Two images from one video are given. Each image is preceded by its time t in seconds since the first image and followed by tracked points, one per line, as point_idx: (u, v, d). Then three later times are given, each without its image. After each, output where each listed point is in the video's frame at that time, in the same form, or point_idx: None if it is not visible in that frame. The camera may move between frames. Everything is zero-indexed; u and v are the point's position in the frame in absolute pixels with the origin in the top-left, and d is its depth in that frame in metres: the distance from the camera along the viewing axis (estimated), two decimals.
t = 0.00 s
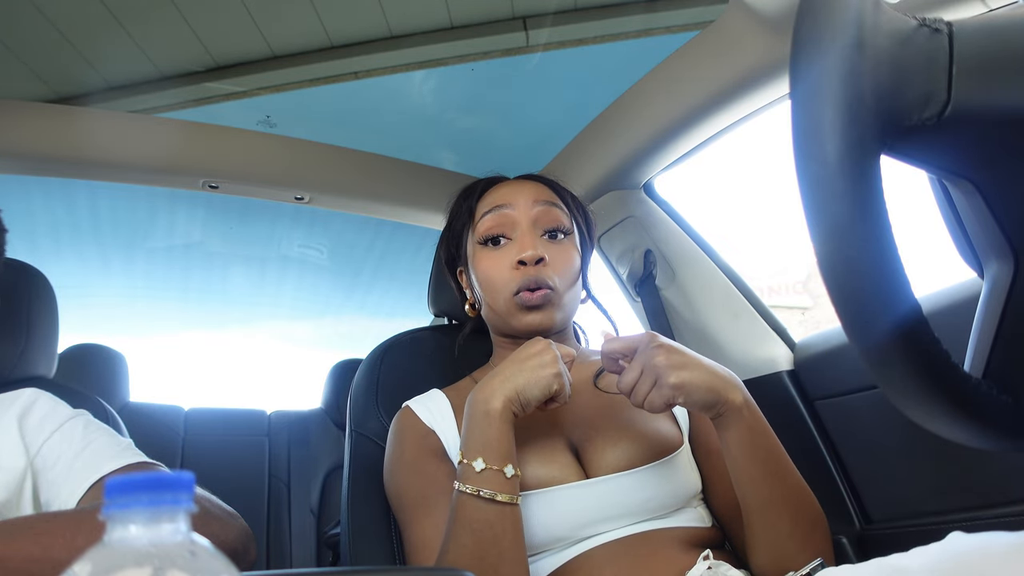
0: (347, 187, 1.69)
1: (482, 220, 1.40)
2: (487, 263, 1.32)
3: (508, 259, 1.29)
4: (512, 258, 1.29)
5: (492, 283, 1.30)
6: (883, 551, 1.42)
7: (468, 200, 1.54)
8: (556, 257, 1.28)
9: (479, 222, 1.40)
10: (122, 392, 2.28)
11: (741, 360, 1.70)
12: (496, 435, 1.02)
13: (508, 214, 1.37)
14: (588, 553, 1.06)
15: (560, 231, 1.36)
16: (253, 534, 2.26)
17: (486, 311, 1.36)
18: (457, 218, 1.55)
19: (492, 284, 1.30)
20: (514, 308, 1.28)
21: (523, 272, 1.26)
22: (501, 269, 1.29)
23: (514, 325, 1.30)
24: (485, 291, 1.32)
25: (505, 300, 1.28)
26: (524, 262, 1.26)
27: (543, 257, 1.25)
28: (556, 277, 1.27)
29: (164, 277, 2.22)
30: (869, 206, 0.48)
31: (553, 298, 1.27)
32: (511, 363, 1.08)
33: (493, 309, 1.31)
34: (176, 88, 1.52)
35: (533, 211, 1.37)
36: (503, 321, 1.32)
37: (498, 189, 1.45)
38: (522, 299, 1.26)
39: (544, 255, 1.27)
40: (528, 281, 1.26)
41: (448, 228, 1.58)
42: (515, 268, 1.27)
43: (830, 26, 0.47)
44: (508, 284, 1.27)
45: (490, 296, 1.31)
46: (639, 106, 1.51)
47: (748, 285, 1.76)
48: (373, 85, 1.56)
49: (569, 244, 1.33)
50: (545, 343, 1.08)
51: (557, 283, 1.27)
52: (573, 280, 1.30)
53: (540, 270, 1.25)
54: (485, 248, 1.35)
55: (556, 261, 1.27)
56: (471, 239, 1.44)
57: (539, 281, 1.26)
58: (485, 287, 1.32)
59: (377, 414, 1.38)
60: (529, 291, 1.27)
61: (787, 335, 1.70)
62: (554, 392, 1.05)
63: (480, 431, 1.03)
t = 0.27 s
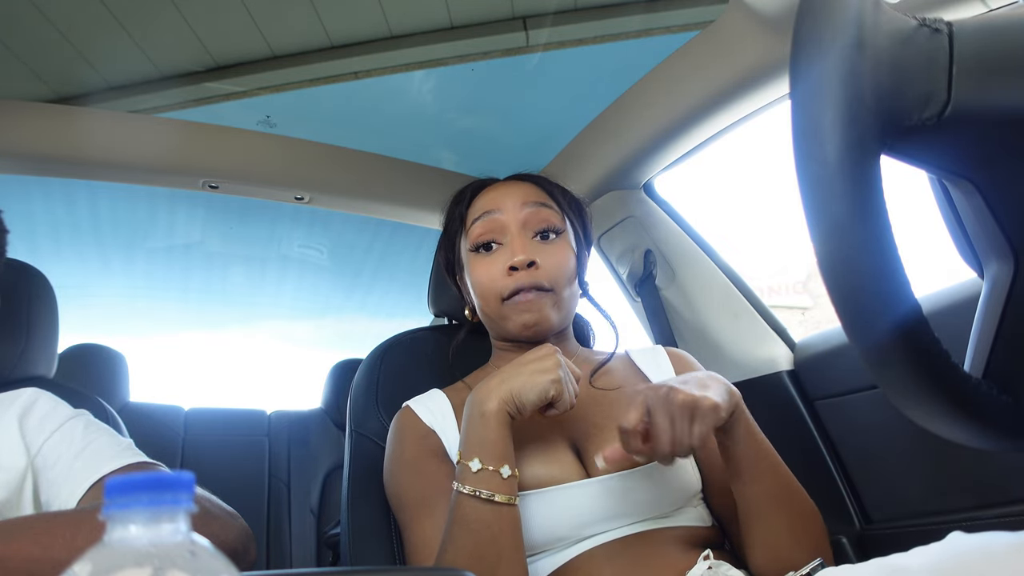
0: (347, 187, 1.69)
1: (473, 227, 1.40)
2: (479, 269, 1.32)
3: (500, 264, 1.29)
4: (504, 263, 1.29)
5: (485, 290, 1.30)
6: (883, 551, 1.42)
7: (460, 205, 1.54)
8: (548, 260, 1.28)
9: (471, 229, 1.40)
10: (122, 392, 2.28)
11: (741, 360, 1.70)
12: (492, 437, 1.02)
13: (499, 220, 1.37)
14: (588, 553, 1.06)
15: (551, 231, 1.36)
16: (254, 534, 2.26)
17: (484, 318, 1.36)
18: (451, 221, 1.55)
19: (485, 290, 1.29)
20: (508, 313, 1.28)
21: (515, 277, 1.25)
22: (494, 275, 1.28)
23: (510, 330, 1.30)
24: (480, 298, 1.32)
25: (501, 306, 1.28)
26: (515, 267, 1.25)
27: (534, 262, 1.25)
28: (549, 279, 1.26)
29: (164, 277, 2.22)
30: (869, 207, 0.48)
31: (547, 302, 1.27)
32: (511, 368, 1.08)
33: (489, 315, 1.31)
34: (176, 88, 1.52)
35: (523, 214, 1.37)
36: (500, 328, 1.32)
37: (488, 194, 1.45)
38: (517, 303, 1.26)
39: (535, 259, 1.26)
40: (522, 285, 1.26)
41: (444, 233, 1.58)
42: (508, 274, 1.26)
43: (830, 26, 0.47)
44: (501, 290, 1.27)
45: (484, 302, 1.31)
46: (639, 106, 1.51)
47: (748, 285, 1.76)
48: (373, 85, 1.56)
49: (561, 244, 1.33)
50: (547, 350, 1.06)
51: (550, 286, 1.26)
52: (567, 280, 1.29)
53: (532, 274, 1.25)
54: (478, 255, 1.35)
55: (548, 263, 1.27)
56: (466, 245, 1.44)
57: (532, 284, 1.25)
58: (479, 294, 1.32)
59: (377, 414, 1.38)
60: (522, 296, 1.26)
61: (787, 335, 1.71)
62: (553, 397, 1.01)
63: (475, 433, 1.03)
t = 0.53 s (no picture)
0: (347, 187, 1.69)
1: (475, 226, 1.40)
2: (481, 269, 1.32)
3: (502, 265, 1.29)
4: (506, 264, 1.29)
5: (486, 290, 1.30)
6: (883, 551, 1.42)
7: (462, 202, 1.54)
8: (550, 261, 1.28)
9: (473, 228, 1.41)
10: (123, 392, 2.28)
11: (741, 361, 1.70)
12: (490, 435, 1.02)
13: (500, 219, 1.37)
14: (587, 553, 1.06)
15: (553, 232, 1.36)
16: (254, 535, 2.26)
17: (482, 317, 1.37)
18: (451, 220, 1.55)
19: (486, 291, 1.30)
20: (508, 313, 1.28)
21: (517, 278, 1.26)
22: (495, 276, 1.29)
23: (509, 331, 1.30)
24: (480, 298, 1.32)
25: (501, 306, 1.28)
26: (517, 269, 1.26)
27: (536, 264, 1.25)
28: (550, 282, 1.26)
29: (164, 277, 2.22)
30: (869, 207, 0.48)
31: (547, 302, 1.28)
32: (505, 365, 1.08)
33: (488, 315, 1.32)
34: (177, 88, 1.52)
35: (525, 215, 1.37)
36: (497, 327, 1.32)
37: (489, 194, 1.45)
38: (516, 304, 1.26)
39: (537, 261, 1.27)
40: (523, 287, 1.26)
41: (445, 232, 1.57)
42: (509, 274, 1.27)
43: (830, 26, 0.47)
44: (502, 291, 1.27)
45: (484, 302, 1.31)
46: (639, 106, 1.51)
47: (748, 285, 1.76)
48: (373, 84, 1.56)
49: (563, 246, 1.33)
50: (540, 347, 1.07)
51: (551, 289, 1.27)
52: (568, 283, 1.29)
53: (534, 276, 1.25)
54: (479, 254, 1.36)
55: (550, 265, 1.27)
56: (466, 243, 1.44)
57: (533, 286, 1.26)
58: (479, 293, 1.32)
59: (377, 414, 1.38)
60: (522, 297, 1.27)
61: (787, 335, 1.71)
62: (549, 393, 1.03)
63: (473, 431, 1.03)
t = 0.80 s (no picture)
0: (347, 187, 1.69)
1: (477, 224, 1.40)
2: (482, 266, 1.32)
3: (504, 261, 1.29)
4: (508, 260, 1.29)
5: (488, 286, 1.30)
6: (883, 551, 1.42)
7: (463, 202, 1.54)
8: (553, 259, 1.28)
9: (476, 225, 1.41)
10: (123, 392, 2.28)
11: (741, 360, 1.70)
12: (492, 436, 1.02)
13: (503, 217, 1.37)
14: (587, 552, 1.06)
15: (555, 231, 1.37)
16: (254, 535, 2.26)
17: (483, 316, 1.36)
18: (452, 220, 1.55)
19: (487, 287, 1.30)
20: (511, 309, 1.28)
21: (519, 274, 1.26)
22: (497, 272, 1.29)
23: (511, 327, 1.30)
24: (481, 295, 1.32)
25: (503, 302, 1.28)
26: (520, 264, 1.26)
27: (539, 259, 1.26)
28: (552, 278, 1.26)
29: (164, 277, 2.22)
30: (869, 206, 0.48)
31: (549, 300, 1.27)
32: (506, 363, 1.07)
33: (490, 312, 1.31)
34: (177, 88, 1.52)
35: (528, 213, 1.37)
36: (499, 324, 1.32)
37: (491, 193, 1.45)
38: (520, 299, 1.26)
39: (540, 257, 1.27)
40: (526, 282, 1.26)
41: (446, 230, 1.57)
42: (512, 271, 1.27)
43: (830, 26, 0.48)
44: (505, 286, 1.27)
45: (486, 299, 1.31)
46: (639, 106, 1.50)
47: (748, 285, 1.76)
48: (373, 84, 1.56)
49: (565, 244, 1.33)
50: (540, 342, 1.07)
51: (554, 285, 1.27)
52: (570, 280, 1.29)
53: (537, 271, 1.25)
54: (481, 251, 1.36)
55: (553, 262, 1.28)
56: (468, 241, 1.44)
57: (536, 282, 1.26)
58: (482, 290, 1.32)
59: (377, 414, 1.38)
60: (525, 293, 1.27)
61: (787, 335, 1.71)
62: (552, 386, 1.03)
63: (477, 433, 1.03)
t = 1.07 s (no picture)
0: (347, 187, 1.69)
1: (488, 219, 1.41)
2: (494, 257, 1.33)
3: (515, 255, 1.30)
4: (519, 254, 1.30)
5: (498, 279, 1.30)
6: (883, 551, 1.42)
7: (473, 199, 1.54)
8: (562, 254, 1.28)
9: (486, 220, 1.41)
10: (123, 392, 2.27)
11: (741, 360, 1.71)
12: (500, 440, 1.01)
13: (513, 213, 1.38)
14: (587, 552, 1.06)
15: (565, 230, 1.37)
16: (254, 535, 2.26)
17: (491, 309, 1.36)
18: (461, 218, 1.55)
19: (498, 279, 1.30)
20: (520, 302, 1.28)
21: (528, 266, 1.26)
22: (508, 265, 1.29)
23: (519, 321, 1.30)
24: (490, 288, 1.32)
25: (512, 295, 1.28)
26: (531, 257, 1.26)
27: (550, 253, 1.26)
28: (563, 272, 1.26)
29: (164, 277, 2.22)
30: (869, 206, 0.48)
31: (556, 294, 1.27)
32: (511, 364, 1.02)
33: (499, 304, 1.31)
34: (177, 88, 1.52)
35: (539, 211, 1.37)
36: (507, 318, 1.32)
37: (503, 189, 1.46)
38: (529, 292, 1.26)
39: (552, 251, 1.27)
40: (535, 275, 1.26)
41: (451, 226, 1.58)
42: (522, 263, 1.27)
43: (830, 26, 0.48)
44: (516, 278, 1.27)
45: (495, 292, 1.31)
46: (639, 106, 1.50)
47: (748, 285, 1.76)
48: (374, 85, 1.56)
49: (574, 242, 1.33)
50: (546, 332, 1.00)
51: (564, 279, 1.26)
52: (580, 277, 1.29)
53: (547, 265, 1.25)
54: (492, 245, 1.36)
55: (564, 257, 1.27)
56: (477, 236, 1.44)
57: (546, 275, 1.26)
58: (491, 283, 1.32)
59: (377, 414, 1.38)
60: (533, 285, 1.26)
61: (787, 335, 1.71)
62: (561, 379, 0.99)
63: (487, 438, 1.01)
